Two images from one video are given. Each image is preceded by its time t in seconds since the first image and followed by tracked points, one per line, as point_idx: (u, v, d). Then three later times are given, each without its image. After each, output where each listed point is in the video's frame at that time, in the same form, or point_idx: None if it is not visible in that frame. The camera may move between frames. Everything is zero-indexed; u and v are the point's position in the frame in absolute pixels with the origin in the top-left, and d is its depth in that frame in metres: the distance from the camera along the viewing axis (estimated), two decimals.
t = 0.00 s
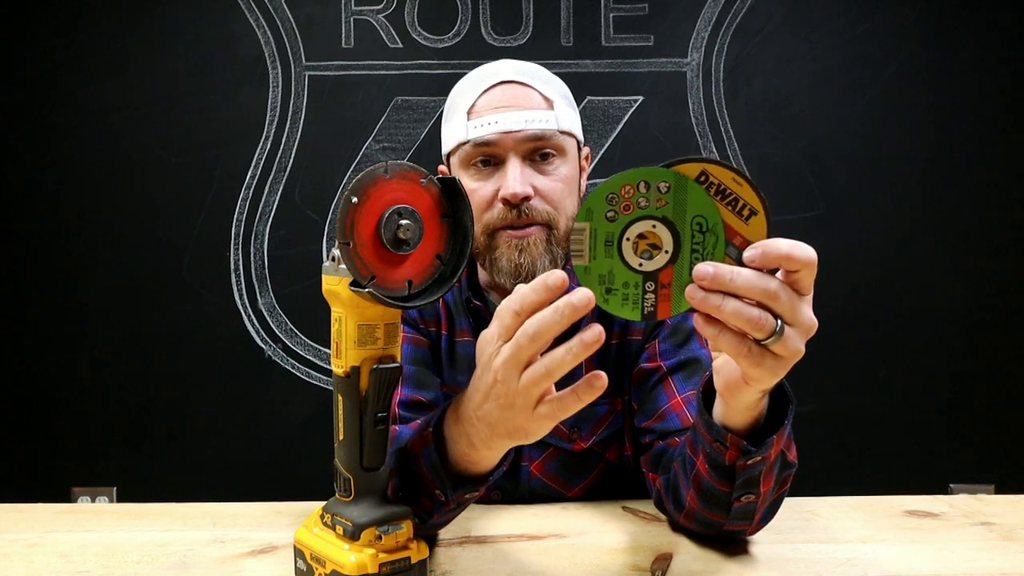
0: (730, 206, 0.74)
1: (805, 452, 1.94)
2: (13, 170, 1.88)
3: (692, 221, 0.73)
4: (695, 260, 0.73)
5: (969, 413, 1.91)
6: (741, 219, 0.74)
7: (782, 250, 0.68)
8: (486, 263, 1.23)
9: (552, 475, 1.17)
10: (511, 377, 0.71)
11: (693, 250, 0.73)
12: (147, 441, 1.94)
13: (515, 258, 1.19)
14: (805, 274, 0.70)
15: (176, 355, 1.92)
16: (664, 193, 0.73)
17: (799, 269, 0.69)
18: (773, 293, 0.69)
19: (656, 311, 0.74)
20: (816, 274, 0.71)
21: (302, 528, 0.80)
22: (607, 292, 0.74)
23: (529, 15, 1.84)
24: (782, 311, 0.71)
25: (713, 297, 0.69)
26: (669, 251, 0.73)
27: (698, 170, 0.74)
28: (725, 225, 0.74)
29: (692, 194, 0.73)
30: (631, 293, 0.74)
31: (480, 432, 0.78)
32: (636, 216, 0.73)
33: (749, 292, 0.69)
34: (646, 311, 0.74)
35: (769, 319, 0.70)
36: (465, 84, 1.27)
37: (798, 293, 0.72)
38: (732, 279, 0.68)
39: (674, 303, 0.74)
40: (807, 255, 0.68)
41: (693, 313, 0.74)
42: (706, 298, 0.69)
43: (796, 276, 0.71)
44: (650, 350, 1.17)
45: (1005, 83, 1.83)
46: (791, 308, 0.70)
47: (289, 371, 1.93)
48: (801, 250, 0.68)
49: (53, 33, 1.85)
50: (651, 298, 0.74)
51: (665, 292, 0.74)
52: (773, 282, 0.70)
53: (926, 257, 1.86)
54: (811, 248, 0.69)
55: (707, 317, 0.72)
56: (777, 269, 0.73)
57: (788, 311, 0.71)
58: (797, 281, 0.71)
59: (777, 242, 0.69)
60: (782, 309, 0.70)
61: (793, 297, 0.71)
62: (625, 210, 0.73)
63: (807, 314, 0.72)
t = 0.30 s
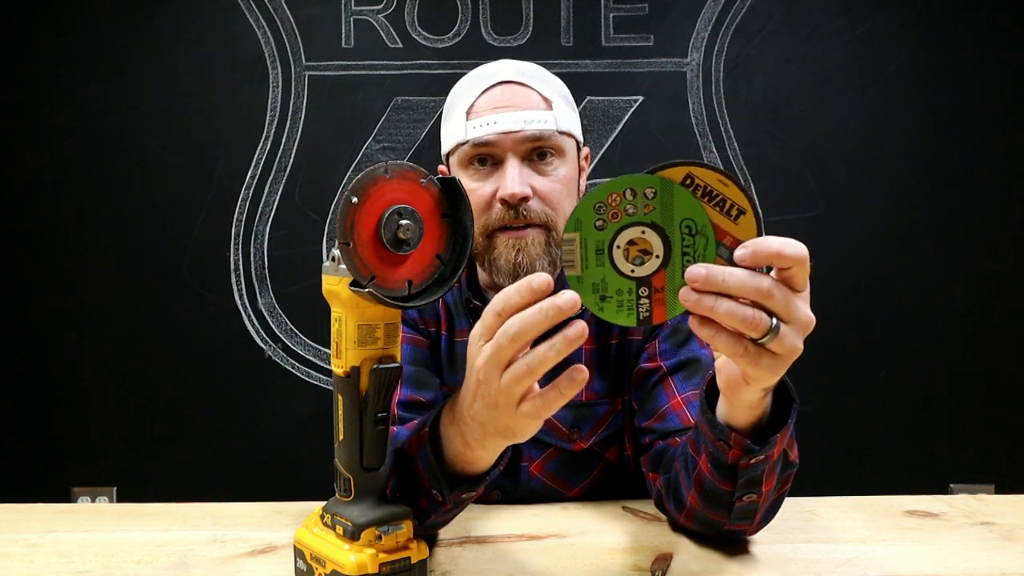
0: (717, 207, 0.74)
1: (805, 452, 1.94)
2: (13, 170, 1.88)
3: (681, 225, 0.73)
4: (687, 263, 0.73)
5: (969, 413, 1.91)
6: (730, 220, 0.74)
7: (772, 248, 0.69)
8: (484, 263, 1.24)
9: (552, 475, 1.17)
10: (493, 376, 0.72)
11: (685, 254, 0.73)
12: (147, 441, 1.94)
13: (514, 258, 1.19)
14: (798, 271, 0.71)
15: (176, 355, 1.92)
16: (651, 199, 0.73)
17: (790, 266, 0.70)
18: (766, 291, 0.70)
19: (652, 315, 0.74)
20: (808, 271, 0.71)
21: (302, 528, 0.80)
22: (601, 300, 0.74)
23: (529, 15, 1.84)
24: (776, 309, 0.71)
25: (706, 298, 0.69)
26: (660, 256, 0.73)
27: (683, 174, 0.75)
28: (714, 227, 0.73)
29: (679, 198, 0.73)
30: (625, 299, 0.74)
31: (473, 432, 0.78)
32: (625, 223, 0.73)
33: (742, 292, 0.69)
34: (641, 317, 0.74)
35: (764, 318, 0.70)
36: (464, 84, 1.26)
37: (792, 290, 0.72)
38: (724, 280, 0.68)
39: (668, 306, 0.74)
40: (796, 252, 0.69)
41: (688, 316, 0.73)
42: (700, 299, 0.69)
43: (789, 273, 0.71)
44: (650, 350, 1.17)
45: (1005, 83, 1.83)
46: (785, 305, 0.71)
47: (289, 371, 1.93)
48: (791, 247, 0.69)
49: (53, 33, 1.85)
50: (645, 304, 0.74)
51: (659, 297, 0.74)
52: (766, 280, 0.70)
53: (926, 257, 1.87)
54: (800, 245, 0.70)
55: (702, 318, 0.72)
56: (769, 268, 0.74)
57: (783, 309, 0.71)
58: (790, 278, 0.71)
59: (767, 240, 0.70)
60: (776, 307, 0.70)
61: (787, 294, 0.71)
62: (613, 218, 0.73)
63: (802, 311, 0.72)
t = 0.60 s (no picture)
0: (716, 204, 0.74)
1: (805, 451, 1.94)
2: (13, 169, 1.88)
3: (681, 223, 0.73)
4: (688, 261, 0.73)
5: (969, 413, 1.91)
6: (727, 216, 0.74)
7: (771, 245, 0.68)
8: (480, 262, 1.24)
9: (552, 475, 1.17)
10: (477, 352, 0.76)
11: (685, 252, 0.73)
12: (147, 441, 1.94)
13: (509, 260, 1.20)
14: (798, 267, 0.70)
15: (176, 355, 1.92)
16: (649, 198, 0.73)
17: (791, 262, 0.69)
18: (766, 288, 0.69)
19: (653, 314, 0.74)
20: (809, 267, 0.71)
21: (302, 528, 0.80)
22: (603, 299, 0.74)
23: (529, 15, 1.84)
24: (777, 306, 0.71)
25: (707, 295, 0.69)
26: (661, 254, 0.73)
27: (681, 172, 0.75)
28: (713, 225, 0.73)
29: (677, 197, 0.73)
30: (626, 298, 0.74)
31: (473, 416, 0.82)
32: (624, 222, 0.73)
33: (742, 289, 0.69)
34: (643, 315, 0.74)
35: (765, 315, 0.70)
36: (468, 83, 1.26)
37: (793, 286, 0.71)
38: (724, 277, 0.69)
39: (669, 304, 0.74)
40: (796, 248, 0.68)
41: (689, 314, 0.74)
42: (700, 297, 0.69)
43: (789, 269, 0.71)
44: (650, 350, 1.17)
45: (1005, 83, 1.83)
46: (786, 301, 0.70)
47: (289, 371, 1.93)
48: (790, 244, 0.68)
49: (53, 33, 1.85)
50: (646, 302, 0.74)
51: (660, 294, 0.74)
52: (766, 277, 0.70)
53: (926, 257, 1.87)
54: (800, 241, 0.69)
55: (703, 315, 0.72)
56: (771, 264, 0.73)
57: (784, 306, 0.70)
58: (791, 274, 0.71)
59: (766, 237, 0.69)
60: (777, 304, 0.70)
61: (788, 291, 0.71)
62: (613, 218, 0.73)
63: (805, 307, 0.72)
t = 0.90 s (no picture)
0: (724, 203, 0.73)
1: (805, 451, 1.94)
2: (13, 169, 1.88)
3: (688, 221, 0.73)
4: (695, 260, 0.73)
5: (969, 413, 1.91)
6: (736, 215, 0.73)
7: (778, 244, 0.68)
8: (482, 263, 1.26)
9: (552, 475, 1.17)
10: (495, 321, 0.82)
11: (692, 251, 0.73)
12: (147, 441, 1.94)
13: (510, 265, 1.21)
14: (806, 267, 0.70)
15: (176, 355, 1.92)
16: (657, 196, 0.73)
17: (798, 262, 0.69)
18: (773, 287, 0.69)
19: (659, 312, 0.74)
20: (816, 266, 0.71)
21: (302, 528, 0.80)
22: (609, 297, 0.74)
23: (529, 15, 1.84)
24: (784, 305, 0.71)
25: (714, 294, 0.69)
26: (668, 252, 0.73)
27: (690, 171, 0.74)
28: (720, 223, 0.73)
29: (685, 195, 0.73)
30: (633, 296, 0.74)
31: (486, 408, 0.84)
32: (631, 220, 0.73)
33: (750, 288, 0.69)
34: (650, 313, 0.74)
35: (772, 314, 0.70)
36: (475, 83, 1.26)
37: (800, 286, 0.71)
38: (731, 275, 0.69)
39: (676, 302, 0.74)
40: (803, 247, 0.68)
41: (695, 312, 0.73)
42: (707, 296, 0.69)
43: (797, 269, 0.71)
44: (650, 351, 1.17)
45: (1005, 83, 1.83)
46: (793, 300, 0.70)
47: (289, 371, 1.93)
48: (798, 244, 0.68)
49: (53, 33, 1.85)
50: (653, 300, 0.74)
51: (667, 292, 0.74)
52: (773, 276, 0.70)
53: (926, 257, 1.87)
54: (807, 241, 0.69)
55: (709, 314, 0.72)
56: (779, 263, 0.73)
57: (790, 305, 0.70)
58: (798, 273, 0.71)
59: (774, 236, 0.69)
60: (784, 303, 0.70)
61: (794, 290, 0.71)
62: (620, 216, 0.73)
63: (811, 306, 0.71)
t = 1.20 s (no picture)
0: (728, 201, 0.73)
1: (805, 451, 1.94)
2: (13, 169, 1.88)
3: (691, 218, 0.72)
4: (698, 258, 0.73)
5: (969, 413, 1.91)
6: (739, 213, 0.73)
7: (782, 242, 0.68)
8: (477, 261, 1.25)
9: (552, 475, 1.17)
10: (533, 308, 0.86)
11: (695, 249, 0.73)
12: (147, 441, 1.94)
13: (505, 263, 1.21)
14: (809, 265, 0.70)
15: (176, 355, 1.92)
16: (661, 193, 0.72)
17: (801, 260, 0.69)
18: (776, 285, 0.70)
19: (662, 310, 0.74)
20: (819, 265, 0.71)
21: (302, 528, 0.80)
22: (612, 294, 0.75)
23: (529, 15, 1.84)
24: (787, 303, 0.71)
25: (717, 292, 0.69)
26: (671, 250, 0.73)
27: (694, 168, 0.73)
28: (724, 221, 0.73)
29: (689, 193, 0.72)
30: (636, 294, 0.74)
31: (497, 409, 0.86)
32: (634, 218, 0.73)
33: (753, 286, 0.69)
34: (652, 311, 0.74)
35: (775, 311, 0.70)
36: (476, 82, 1.26)
37: (803, 284, 0.71)
38: (735, 273, 0.69)
39: (679, 300, 0.74)
40: (807, 246, 0.68)
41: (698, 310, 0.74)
42: (710, 293, 0.69)
43: (800, 267, 0.71)
44: (650, 350, 1.17)
45: (1005, 83, 1.83)
46: (795, 298, 0.71)
47: (289, 371, 1.93)
48: (801, 242, 0.68)
49: (54, 33, 1.85)
50: (656, 298, 0.74)
51: (670, 290, 0.74)
52: (776, 274, 0.70)
53: (926, 257, 1.87)
54: (811, 239, 0.69)
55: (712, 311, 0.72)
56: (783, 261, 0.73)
57: (793, 303, 0.71)
58: (802, 271, 0.71)
59: (777, 234, 0.69)
60: (786, 301, 0.71)
61: (797, 288, 0.71)
62: (623, 213, 0.73)
63: (813, 304, 0.72)
